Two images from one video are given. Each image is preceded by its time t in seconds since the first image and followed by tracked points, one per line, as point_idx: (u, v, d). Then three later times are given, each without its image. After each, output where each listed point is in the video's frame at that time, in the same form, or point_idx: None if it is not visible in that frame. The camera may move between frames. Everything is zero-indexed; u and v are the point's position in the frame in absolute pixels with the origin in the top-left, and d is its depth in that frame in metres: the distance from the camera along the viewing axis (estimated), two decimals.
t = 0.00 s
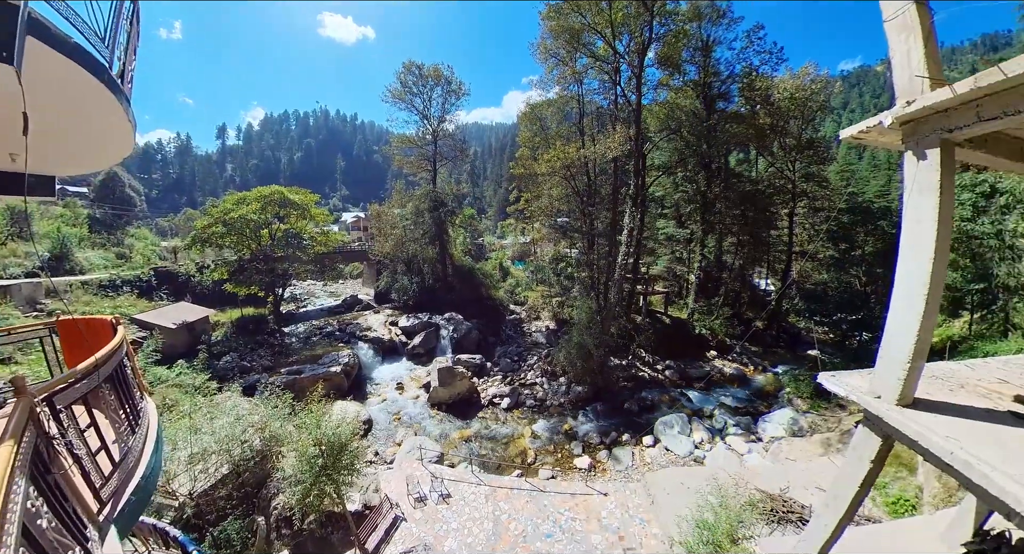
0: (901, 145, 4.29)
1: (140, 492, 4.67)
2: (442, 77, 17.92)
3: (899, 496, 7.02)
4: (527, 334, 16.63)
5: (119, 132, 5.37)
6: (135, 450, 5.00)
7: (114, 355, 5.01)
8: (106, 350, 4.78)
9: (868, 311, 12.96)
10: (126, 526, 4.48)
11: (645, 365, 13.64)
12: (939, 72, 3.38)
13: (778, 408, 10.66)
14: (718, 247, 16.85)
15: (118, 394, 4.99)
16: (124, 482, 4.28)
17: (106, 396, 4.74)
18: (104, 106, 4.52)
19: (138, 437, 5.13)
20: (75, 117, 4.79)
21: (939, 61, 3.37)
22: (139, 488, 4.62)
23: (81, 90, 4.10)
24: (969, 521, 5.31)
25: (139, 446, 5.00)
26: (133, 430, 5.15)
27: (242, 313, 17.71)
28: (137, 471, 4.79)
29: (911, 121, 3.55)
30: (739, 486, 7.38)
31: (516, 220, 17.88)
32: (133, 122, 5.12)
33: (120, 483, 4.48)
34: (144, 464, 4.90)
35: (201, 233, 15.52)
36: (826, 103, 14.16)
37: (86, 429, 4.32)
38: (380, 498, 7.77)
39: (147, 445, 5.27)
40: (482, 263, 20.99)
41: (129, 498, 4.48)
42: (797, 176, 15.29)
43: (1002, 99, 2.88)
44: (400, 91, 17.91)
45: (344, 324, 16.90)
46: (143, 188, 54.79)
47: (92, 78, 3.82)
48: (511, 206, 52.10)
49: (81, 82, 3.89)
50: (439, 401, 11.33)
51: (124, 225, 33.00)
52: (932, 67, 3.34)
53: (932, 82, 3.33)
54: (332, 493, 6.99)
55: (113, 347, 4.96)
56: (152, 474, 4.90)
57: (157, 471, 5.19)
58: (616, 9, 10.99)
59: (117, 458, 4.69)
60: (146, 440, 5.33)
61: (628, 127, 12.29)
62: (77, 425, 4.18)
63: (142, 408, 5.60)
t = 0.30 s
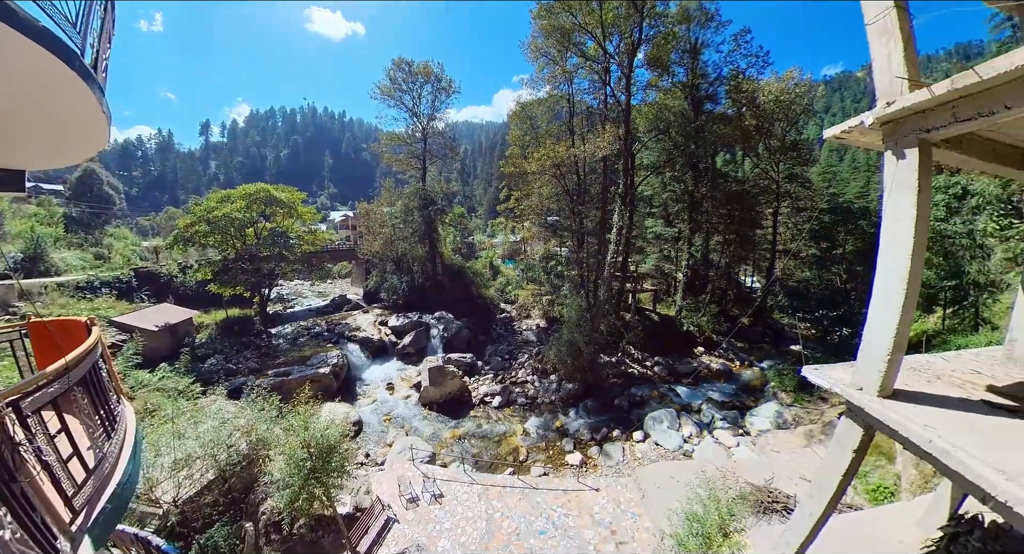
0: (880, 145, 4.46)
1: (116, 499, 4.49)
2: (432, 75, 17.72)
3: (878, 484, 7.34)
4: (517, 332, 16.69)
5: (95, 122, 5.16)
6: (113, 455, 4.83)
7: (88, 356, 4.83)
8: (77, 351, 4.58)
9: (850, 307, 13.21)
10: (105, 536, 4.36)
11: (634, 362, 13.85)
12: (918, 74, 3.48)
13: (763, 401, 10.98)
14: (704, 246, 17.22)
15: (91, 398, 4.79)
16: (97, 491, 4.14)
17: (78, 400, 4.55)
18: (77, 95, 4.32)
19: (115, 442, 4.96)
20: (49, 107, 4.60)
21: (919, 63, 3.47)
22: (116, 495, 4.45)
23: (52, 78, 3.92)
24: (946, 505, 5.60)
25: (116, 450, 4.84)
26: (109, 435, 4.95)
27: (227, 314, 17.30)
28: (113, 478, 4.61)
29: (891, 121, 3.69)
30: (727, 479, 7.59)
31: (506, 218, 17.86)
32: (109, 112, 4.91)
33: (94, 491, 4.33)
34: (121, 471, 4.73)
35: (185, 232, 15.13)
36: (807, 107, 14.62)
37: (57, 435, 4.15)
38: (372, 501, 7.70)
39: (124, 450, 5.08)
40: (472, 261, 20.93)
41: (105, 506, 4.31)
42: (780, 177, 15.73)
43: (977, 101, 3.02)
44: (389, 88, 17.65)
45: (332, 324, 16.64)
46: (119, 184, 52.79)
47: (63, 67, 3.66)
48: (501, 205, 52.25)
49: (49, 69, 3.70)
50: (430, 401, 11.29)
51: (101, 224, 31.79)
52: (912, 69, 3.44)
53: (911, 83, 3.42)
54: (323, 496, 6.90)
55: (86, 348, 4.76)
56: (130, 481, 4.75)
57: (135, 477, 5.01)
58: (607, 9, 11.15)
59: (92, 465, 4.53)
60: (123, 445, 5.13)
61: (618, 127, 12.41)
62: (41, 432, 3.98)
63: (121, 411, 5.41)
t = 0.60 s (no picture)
0: (867, 147, 4.61)
1: (120, 493, 4.66)
2: (432, 79, 17.96)
3: (866, 478, 7.55)
4: (516, 332, 16.89)
5: (98, 122, 5.32)
6: (116, 451, 4.99)
7: (92, 355, 5.02)
8: (80, 350, 4.75)
9: (837, 306, 13.86)
10: (109, 529, 4.52)
11: (631, 360, 14.05)
12: (902, 79, 3.66)
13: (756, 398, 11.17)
14: (698, 247, 17.49)
15: (95, 395, 4.96)
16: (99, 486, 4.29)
17: (82, 397, 4.71)
18: (80, 95, 4.48)
19: (117, 439, 5.12)
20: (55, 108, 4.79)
21: (902, 69, 3.65)
22: (119, 490, 4.62)
23: (54, 78, 4.06)
24: (930, 498, 5.85)
25: (118, 447, 5.01)
26: (112, 431, 5.12)
27: (231, 314, 17.51)
28: (117, 473, 4.78)
29: (877, 124, 3.85)
30: (720, 474, 7.76)
31: (504, 220, 18.05)
32: (113, 112, 5.07)
33: (97, 486, 4.50)
34: (125, 466, 4.89)
35: (190, 233, 15.37)
36: (797, 113, 14.89)
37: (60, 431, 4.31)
38: (373, 496, 7.86)
39: (127, 446, 5.24)
40: (472, 262, 21.12)
41: (109, 501, 4.48)
42: (772, 180, 16.03)
43: (959, 105, 3.16)
44: (390, 93, 17.89)
45: (334, 324, 16.83)
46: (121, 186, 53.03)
47: (66, 68, 3.82)
48: (500, 206, 52.69)
49: (53, 71, 3.88)
50: (430, 399, 11.47)
51: (109, 225, 32.10)
52: (897, 74, 3.61)
53: (896, 88, 3.59)
54: (324, 492, 7.05)
55: (89, 347, 4.93)
56: (133, 476, 4.91)
57: (138, 472, 5.18)
58: (603, 17, 11.45)
59: (96, 461, 4.70)
60: (126, 442, 5.30)
61: (614, 130, 12.66)
62: (46, 428, 4.14)
63: (124, 408, 5.57)
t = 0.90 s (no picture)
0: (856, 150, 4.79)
1: (128, 486, 4.88)
2: (434, 85, 18.25)
3: (857, 473, 7.74)
4: (516, 330, 17.11)
5: (110, 125, 5.56)
6: (124, 445, 5.22)
7: (103, 351, 5.26)
8: (92, 346, 4.98)
9: (828, 306, 13.79)
10: (116, 520, 4.73)
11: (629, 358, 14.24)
12: (890, 84, 3.84)
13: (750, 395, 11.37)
14: (692, 248, 17.76)
15: (105, 389, 5.18)
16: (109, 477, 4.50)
17: (93, 391, 4.93)
18: (91, 99, 4.71)
19: (127, 433, 5.34)
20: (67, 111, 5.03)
21: (890, 74, 3.83)
22: (126, 482, 4.84)
23: (65, 80, 4.28)
24: (918, 491, 6.03)
25: (127, 441, 5.23)
26: (121, 425, 5.35)
27: (237, 314, 17.80)
28: (125, 466, 5.00)
29: (866, 128, 4.03)
30: (715, 469, 7.93)
31: (505, 222, 18.28)
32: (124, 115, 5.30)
33: (107, 477, 4.71)
34: (132, 460, 5.11)
35: (199, 235, 15.69)
36: (788, 118, 15.12)
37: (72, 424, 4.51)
38: (375, 491, 8.06)
39: (136, 440, 5.48)
40: (473, 263, 21.29)
41: (117, 492, 4.69)
42: (764, 184, 16.31)
43: (944, 109, 3.35)
44: (394, 98, 18.19)
45: (338, 323, 17.11)
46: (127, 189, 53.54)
47: (73, 68, 4.02)
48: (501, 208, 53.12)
49: (63, 72, 4.09)
50: (432, 396, 11.70)
51: (122, 227, 32.75)
52: (884, 79, 3.79)
53: (884, 92, 3.78)
54: (327, 487, 7.23)
55: (100, 343, 5.17)
56: (140, 469, 5.13)
57: (146, 464, 5.41)
58: (600, 25, 11.75)
59: (106, 453, 4.92)
60: (135, 436, 5.53)
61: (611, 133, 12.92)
62: (59, 420, 4.35)
63: (132, 404, 5.80)
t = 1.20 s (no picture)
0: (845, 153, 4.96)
1: (138, 475, 5.13)
2: (437, 91, 18.59)
3: (847, 467, 7.95)
4: (516, 329, 17.36)
5: (125, 129, 5.78)
6: (134, 436, 5.46)
7: (115, 345, 5.52)
8: (105, 341, 5.23)
9: (819, 305, 14.48)
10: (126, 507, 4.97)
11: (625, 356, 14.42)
12: (876, 89, 4.01)
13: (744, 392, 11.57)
14: (688, 249, 18.03)
15: (117, 382, 5.42)
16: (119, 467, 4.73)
17: (106, 384, 5.18)
18: (109, 106, 4.93)
19: (137, 424, 5.59)
20: (84, 117, 5.26)
21: (875, 79, 4.00)
22: (136, 471, 5.09)
23: (87, 90, 4.51)
24: (905, 484, 6.24)
25: (138, 432, 5.48)
26: (132, 417, 5.60)
27: (245, 313, 18.13)
28: (136, 456, 5.26)
29: (853, 131, 4.21)
30: (708, 464, 8.13)
31: (505, 224, 18.55)
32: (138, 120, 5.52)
33: (117, 466, 4.95)
34: (141, 451, 5.35)
35: (210, 236, 16.06)
36: (780, 124, 15.39)
37: (84, 415, 4.75)
38: (378, 485, 8.29)
39: (146, 432, 5.73)
40: (474, 264, 21.36)
41: (127, 481, 4.94)
42: (757, 188, 16.55)
43: (928, 112, 3.51)
44: (398, 104, 18.55)
45: (343, 322, 17.41)
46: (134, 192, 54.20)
47: (97, 80, 4.25)
48: (502, 211, 53.62)
49: (86, 83, 4.33)
50: (434, 393, 11.95)
51: (136, 228, 33.40)
52: (870, 84, 3.96)
53: (869, 96, 3.93)
54: (331, 481, 7.46)
55: (112, 338, 5.42)
56: (149, 459, 5.37)
57: (156, 456, 5.66)
58: (597, 33, 12.06)
59: (117, 444, 5.17)
60: (145, 428, 5.78)
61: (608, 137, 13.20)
62: (73, 410, 4.59)
63: (142, 397, 6.05)
